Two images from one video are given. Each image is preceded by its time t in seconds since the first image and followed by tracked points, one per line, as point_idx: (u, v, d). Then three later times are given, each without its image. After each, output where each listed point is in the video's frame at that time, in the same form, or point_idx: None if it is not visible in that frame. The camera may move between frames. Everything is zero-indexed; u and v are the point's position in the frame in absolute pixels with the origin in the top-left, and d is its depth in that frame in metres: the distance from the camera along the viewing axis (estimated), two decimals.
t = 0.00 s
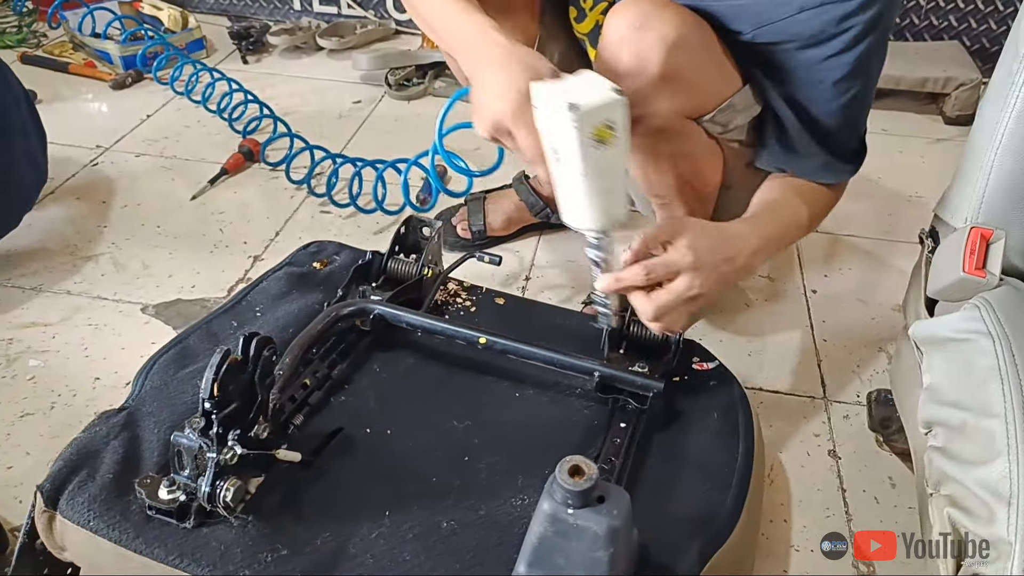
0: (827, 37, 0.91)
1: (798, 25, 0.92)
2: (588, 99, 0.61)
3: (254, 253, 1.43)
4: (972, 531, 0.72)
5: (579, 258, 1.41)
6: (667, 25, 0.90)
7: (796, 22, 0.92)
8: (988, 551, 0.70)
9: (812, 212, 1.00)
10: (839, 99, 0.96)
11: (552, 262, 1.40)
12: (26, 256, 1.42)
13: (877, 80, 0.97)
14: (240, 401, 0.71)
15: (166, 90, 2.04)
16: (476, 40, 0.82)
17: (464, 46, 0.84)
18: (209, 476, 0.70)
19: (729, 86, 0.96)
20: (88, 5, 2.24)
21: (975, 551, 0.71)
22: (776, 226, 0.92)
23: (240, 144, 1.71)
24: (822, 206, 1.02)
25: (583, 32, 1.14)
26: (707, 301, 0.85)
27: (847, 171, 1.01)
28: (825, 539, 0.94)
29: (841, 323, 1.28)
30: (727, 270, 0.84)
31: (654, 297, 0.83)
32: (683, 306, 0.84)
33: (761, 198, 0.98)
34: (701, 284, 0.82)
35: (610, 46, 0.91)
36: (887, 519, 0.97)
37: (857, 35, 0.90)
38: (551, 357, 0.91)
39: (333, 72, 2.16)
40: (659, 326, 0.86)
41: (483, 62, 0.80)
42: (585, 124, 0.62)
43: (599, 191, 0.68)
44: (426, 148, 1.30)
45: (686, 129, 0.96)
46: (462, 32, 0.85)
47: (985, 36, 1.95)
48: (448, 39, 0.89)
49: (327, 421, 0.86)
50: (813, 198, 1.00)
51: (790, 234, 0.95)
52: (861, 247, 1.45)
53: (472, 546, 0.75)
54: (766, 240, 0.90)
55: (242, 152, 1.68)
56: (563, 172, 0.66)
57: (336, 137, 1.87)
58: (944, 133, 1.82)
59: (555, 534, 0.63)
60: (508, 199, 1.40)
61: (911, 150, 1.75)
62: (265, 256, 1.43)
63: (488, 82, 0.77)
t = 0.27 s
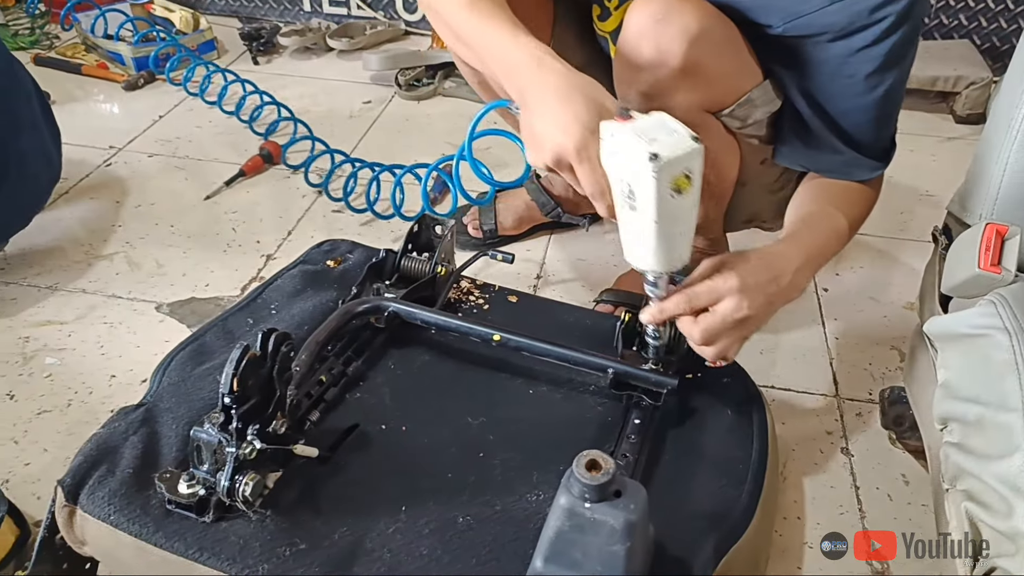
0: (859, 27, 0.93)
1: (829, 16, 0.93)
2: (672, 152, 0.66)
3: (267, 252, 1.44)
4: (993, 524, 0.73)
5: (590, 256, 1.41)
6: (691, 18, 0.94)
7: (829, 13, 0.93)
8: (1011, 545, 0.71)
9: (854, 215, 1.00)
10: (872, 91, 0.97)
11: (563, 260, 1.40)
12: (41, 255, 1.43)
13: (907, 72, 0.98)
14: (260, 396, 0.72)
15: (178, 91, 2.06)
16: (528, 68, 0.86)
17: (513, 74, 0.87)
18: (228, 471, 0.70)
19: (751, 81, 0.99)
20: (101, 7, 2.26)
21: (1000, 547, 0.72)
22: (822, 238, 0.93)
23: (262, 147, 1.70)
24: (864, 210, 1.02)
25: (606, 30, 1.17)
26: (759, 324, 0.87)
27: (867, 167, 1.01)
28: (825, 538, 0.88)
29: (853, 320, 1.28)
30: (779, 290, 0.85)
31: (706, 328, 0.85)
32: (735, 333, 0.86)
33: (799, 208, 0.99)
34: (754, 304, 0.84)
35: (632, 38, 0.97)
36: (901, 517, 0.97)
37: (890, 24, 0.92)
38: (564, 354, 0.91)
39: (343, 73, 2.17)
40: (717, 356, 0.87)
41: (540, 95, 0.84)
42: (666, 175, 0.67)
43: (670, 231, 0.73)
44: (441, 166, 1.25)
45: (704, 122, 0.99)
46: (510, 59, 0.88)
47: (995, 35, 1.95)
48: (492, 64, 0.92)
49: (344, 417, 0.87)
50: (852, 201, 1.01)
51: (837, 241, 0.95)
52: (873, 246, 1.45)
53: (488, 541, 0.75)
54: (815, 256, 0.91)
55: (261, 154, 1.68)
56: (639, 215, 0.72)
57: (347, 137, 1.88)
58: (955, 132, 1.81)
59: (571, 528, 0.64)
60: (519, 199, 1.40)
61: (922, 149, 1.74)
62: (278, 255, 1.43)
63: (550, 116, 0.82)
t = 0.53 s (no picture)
0: (886, 36, 0.92)
1: (857, 24, 0.93)
2: (705, 183, 0.72)
3: (284, 253, 1.45)
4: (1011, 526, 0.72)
5: (605, 258, 1.42)
6: (717, 21, 0.94)
7: (856, 22, 0.92)
8: None
9: (874, 226, 1.00)
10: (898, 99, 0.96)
11: (578, 262, 1.41)
12: (62, 256, 1.45)
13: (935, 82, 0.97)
14: (278, 396, 0.72)
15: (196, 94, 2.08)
16: (559, 82, 0.87)
17: (545, 88, 0.89)
18: (247, 469, 0.71)
19: (776, 85, 0.99)
20: (121, 11, 2.29)
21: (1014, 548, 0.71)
22: (843, 254, 0.94)
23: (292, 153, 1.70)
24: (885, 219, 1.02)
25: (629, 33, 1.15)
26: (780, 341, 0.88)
27: (887, 176, 1.01)
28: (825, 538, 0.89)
29: (869, 323, 1.27)
30: (799, 307, 0.87)
31: (727, 339, 0.87)
32: (756, 347, 0.88)
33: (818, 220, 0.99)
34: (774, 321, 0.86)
35: (656, 40, 0.98)
36: (917, 519, 0.97)
37: (919, 33, 0.91)
38: (579, 355, 0.92)
39: (359, 75, 2.19)
40: (737, 368, 0.89)
41: (572, 110, 0.84)
42: (699, 205, 0.73)
43: (698, 258, 0.78)
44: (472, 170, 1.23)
45: (725, 128, 1.00)
46: (541, 73, 0.89)
47: (1014, 36, 1.93)
48: (521, 76, 0.93)
49: (361, 416, 0.88)
50: (871, 211, 1.01)
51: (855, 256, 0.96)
52: (889, 247, 1.44)
53: (504, 540, 0.76)
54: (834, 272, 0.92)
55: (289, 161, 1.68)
56: (671, 242, 0.76)
57: (363, 139, 1.90)
58: (972, 133, 1.80)
59: (586, 528, 0.64)
60: (534, 200, 1.41)
61: (939, 150, 1.73)
62: (294, 255, 1.45)
63: (581, 133, 0.83)
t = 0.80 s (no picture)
0: (899, 47, 0.92)
1: (869, 36, 0.93)
2: (722, 172, 0.74)
3: (295, 255, 1.47)
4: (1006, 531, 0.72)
5: (613, 261, 1.43)
6: (723, 36, 0.94)
7: (868, 33, 0.93)
8: None
9: (877, 241, 1.00)
10: (909, 111, 0.96)
11: (586, 266, 1.42)
12: (79, 257, 1.48)
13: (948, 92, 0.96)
14: (285, 395, 0.74)
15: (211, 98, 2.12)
16: (571, 87, 0.90)
17: (555, 92, 0.91)
18: (254, 466, 0.72)
19: (780, 98, 1.00)
20: (139, 16, 2.33)
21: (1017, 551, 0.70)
22: (839, 266, 0.95)
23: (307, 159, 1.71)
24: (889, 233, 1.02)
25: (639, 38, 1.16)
26: (775, 347, 0.90)
27: (897, 186, 1.01)
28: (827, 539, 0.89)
29: (877, 327, 1.27)
30: (795, 312, 0.89)
31: (727, 336, 0.87)
32: (752, 350, 0.89)
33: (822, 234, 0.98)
34: (770, 325, 0.87)
35: (660, 52, 0.98)
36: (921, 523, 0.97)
37: (929, 46, 0.91)
38: (583, 357, 0.92)
39: (372, 79, 2.21)
40: (733, 369, 0.89)
41: (583, 114, 0.88)
42: (716, 194, 0.74)
43: (707, 251, 0.80)
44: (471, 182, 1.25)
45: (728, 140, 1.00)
46: (552, 78, 0.92)
47: None
48: (531, 80, 0.95)
49: (368, 416, 0.89)
50: (877, 225, 1.00)
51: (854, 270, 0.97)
52: (899, 252, 1.44)
53: (507, 540, 0.77)
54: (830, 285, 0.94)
55: (306, 167, 1.69)
56: (684, 233, 0.78)
57: (375, 142, 1.91)
58: (985, 137, 1.80)
59: (585, 528, 0.65)
60: (543, 203, 1.42)
61: (952, 154, 1.73)
62: (305, 257, 1.47)
63: (593, 138, 0.86)
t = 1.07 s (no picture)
0: (907, 55, 0.90)
1: (875, 42, 0.91)
2: (734, 177, 0.73)
3: (303, 255, 1.49)
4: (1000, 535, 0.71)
5: (620, 262, 1.43)
6: (728, 42, 0.92)
7: (875, 40, 0.91)
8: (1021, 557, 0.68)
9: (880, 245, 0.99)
10: (915, 118, 0.93)
11: (592, 268, 1.41)
12: (90, 255, 1.50)
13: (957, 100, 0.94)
14: (283, 395, 0.74)
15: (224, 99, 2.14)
16: (583, 92, 0.85)
17: (568, 98, 0.86)
18: (252, 465, 0.73)
19: (787, 104, 0.98)
20: (155, 18, 2.35)
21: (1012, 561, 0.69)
22: (841, 272, 0.95)
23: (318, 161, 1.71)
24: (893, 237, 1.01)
25: (644, 40, 1.16)
26: (778, 351, 0.91)
27: (905, 193, 0.99)
28: (825, 539, 0.91)
29: (884, 332, 1.27)
30: (797, 316, 0.90)
31: (735, 346, 0.88)
32: (758, 356, 0.89)
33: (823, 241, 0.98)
34: (773, 330, 0.88)
35: (667, 58, 0.95)
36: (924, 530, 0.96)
37: (937, 53, 0.88)
38: (581, 360, 0.93)
39: (384, 80, 2.22)
40: (739, 377, 0.90)
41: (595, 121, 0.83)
42: (726, 199, 0.73)
43: (716, 257, 0.79)
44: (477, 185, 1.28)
45: (733, 146, 0.97)
46: (563, 82, 0.87)
47: None
48: (542, 84, 0.90)
49: (367, 417, 0.89)
50: (879, 228, 0.99)
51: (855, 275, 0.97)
52: (908, 256, 1.43)
53: (503, 542, 0.77)
54: (831, 288, 0.94)
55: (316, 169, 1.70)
56: (693, 238, 0.77)
57: (385, 143, 1.92)
58: (1000, 140, 1.78)
59: (576, 532, 0.65)
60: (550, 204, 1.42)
61: (965, 157, 1.71)
62: (313, 257, 1.48)
63: (612, 146, 0.81)
